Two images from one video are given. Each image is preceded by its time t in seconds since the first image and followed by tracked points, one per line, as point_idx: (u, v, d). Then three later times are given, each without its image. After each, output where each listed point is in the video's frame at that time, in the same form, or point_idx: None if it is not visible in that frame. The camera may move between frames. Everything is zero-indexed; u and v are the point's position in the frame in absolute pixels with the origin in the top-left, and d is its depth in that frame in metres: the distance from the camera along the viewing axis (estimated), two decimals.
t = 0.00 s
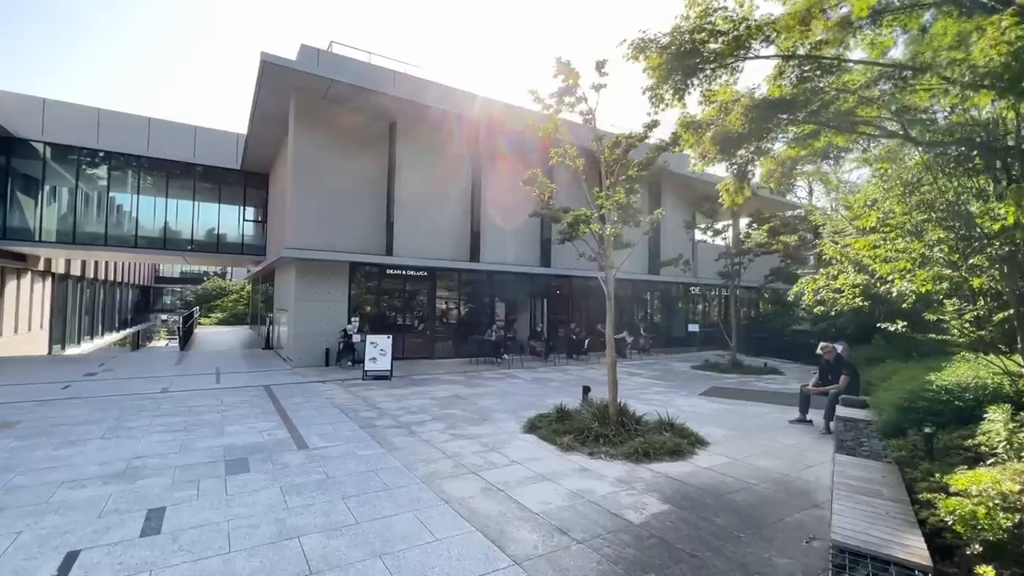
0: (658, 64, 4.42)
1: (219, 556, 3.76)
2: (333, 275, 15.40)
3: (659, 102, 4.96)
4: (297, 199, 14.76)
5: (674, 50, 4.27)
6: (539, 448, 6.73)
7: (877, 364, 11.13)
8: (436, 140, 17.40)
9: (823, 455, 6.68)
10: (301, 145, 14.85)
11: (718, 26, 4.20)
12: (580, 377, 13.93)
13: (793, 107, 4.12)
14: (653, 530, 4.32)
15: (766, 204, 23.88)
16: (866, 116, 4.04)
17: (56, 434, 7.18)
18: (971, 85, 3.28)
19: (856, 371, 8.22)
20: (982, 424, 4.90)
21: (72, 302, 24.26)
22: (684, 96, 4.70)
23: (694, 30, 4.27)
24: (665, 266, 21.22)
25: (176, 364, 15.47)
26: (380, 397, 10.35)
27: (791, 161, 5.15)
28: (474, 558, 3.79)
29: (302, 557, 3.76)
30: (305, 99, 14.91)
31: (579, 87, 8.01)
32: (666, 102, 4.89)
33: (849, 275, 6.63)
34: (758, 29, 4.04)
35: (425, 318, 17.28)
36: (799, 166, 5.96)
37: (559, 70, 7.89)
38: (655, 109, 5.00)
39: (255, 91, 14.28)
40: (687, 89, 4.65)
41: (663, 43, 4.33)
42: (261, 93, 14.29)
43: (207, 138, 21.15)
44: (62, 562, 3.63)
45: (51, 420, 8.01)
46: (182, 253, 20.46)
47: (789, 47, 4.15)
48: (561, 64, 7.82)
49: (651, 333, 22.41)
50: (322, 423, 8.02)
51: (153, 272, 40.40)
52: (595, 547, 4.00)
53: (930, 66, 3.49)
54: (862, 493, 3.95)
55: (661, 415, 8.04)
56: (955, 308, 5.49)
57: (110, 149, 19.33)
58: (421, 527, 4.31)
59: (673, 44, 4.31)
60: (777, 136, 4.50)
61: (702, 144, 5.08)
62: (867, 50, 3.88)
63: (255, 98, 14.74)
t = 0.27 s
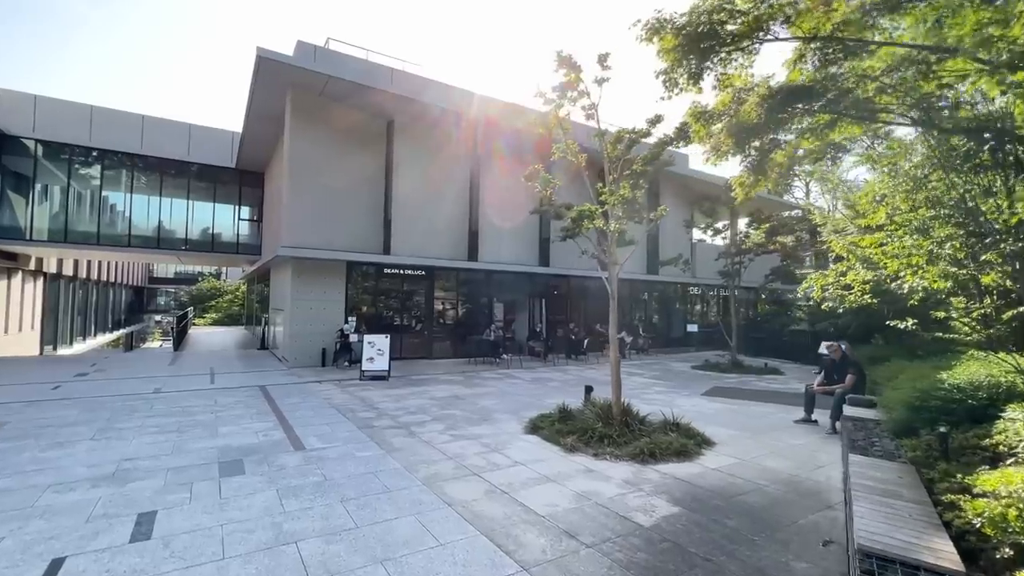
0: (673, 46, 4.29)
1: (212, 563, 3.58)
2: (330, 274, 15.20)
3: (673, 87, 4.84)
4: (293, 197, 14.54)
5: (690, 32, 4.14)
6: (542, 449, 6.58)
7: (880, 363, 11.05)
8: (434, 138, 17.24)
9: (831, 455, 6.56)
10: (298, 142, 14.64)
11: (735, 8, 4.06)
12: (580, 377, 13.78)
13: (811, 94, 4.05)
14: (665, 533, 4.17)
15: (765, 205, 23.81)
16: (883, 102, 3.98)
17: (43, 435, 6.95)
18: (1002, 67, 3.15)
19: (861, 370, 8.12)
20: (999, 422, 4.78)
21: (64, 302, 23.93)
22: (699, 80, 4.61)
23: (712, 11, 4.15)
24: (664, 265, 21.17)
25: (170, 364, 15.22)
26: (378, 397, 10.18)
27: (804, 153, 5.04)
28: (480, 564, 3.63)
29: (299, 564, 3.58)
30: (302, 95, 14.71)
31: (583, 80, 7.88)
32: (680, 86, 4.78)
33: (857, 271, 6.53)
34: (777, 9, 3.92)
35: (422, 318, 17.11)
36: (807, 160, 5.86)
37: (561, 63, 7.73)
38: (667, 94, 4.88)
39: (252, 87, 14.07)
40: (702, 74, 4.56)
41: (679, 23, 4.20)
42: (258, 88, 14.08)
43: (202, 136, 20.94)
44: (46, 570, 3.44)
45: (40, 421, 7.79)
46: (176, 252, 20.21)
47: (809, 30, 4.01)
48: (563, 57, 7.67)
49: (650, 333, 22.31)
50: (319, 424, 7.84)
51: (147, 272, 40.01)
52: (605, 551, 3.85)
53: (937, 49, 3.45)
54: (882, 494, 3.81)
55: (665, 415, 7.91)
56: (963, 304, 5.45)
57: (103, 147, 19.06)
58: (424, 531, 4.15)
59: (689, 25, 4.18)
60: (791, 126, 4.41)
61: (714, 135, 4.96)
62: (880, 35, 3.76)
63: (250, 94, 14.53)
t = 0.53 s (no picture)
0: (693, 31, 4.17)
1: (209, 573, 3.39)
2: (327, 274, 14.99)
3: (691, 74, 4.74)
4: (289, 196, 14.32)
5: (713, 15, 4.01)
6: (547, 451, 6.43)
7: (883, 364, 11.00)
8: (432, 137, 17.09)
9: (840, 457, 6.45)
10: (294, 140, 14.43)
11: None
12: (580, 379, 13.65)
13: (834, 85, 3.96)
14: (680, 538, 4.03)
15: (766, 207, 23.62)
16: (908, 95, 3.89)
17: (31, 439, 6.72)
18: None
19: (867, 370, 8.04)
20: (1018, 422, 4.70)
21: (54, 304, 23.52)
22: (718, 68, 4.50)
23: None
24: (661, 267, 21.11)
25: (162, 366, 14.94)
26: (377, 399, 10.00)
27: (819, 147, 4.93)
28: (491, 572, 3.48)
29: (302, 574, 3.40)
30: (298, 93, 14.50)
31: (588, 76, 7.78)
32: (699, 73, 4.68)
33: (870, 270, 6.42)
34: None
35: (420, 319, 16.92)
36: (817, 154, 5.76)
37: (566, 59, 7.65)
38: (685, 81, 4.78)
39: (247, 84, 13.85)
40: (723, 61, 4.45)
41: (702, 5, 4.05)
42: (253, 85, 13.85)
43: (196, 136, 20.68)
44: None
45: (28, 424, 7.56)
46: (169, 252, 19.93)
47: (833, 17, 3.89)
48: (568, 52, 7.57)
49: (649, 334, 22.23)
50: (317, 426, 7.66)
51: (139, 274, 39.52)
52: (620, 558, 3.70)
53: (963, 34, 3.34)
54: (906, 498, 3.69)
55: (671, 417, 7.78)
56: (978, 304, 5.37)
57: (95, 145, 18.75)
58: (430, 538, 3.98)
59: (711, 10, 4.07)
60: (812, 122, 4.29)
61: (730, 128, 4.85)
62: (908, 22, 3.60)
63: (246, 91, 14.30)
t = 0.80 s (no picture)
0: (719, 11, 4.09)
1: None
2: (323, 273, 14.74)
3: (716, 57, 4.66)
4: (285, 193, 14.06)
5: None
6: (554, 450, 6.27)
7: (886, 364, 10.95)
8: (430, 135, 16.90)
9: (852, 455, 6.34)
10: (290, 137, 14.19)
11: None
12: (581, 379, 13.50)
13: (861, 69, 3.86)
14: (701, 538, 3.88)
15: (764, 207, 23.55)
16: (932, 82, 3.82)
17: (18, 440, 6.47)
18: None
19: (875, 368, 7.95)
20: None
21: (42, 304, 23.05)
22: (745, 50, 4.41)
23: None
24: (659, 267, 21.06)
25: (154, 367, 14.62)
26: (376, 398, 9.79)
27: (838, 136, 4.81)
28: (508, 574, 3.30)
29: None
30: (294, 89, 14.27)
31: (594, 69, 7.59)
32: (724, 56, 4.61)
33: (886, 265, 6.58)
34: None
35: (418, 319, 16.71)
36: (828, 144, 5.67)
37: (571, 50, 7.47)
38: (708, 63, 4.68)
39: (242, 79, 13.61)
40: (750, 45, 4.38)
41: None
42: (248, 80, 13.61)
43: (189, 133, 20.37)
44: None
45: (14, 424, 7.28)
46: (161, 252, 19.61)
47: None
48: (573, 44, 7.38)
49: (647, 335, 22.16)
50: (316, 426, 7.44)
51: (130, 275, 38.91)
52: (641, 558, 3.55)
53: (992, 7, 3.23)
54: (936, 494, 3.57)
55: (678, 415, 7.64)
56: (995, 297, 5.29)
57: (85, 142, 18.39)
58: (441, 538, 3.80)
59: None
60: (835, 109, 4.19)
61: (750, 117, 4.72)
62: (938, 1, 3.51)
63: (240, 86, 14.04)
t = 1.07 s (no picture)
0: None
1: None
2: (318, 275, 14.49)
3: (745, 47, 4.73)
4: (280, 193, 13.81)
5: None
6: (561, 456, 6.09)
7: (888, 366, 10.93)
8: (428, 135, 16.73)
9: (865, 460, 6.23)
10: (285, 136, 13.95)
11: None
12: (581, 382, 13.33)
13: (889, 60, 3.77)
14: (723, 550, 3.72)
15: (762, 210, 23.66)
16: (957, 76, 3.70)
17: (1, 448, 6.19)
18: None
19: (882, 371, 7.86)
20: None
21: (28, 307, 22.52)
22: (774, 39, 4.47)
23: None
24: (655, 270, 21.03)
25: (143, 371, 14.27)
26: (374, 403, 9.57)
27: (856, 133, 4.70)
28: None
29: None
30: (290, 87, 14.04)
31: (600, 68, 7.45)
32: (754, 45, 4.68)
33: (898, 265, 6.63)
34: None
35: (414, 322, 16.48)
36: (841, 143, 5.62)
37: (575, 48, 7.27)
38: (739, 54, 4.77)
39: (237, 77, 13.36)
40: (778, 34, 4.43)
41: None
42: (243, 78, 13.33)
43: (180, 133, 20.04)
44: None
45: None
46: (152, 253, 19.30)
47: None
48: (578, 41, 7.22)
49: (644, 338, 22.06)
50: (314, 432, 7.21)
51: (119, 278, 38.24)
52: (664, 573, 3.38)
53: None
54: (968, 503, 3.43)
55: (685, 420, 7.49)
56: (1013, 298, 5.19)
57: (73, 142, 18.00)
58: (452, 552, 3.61)
59: None
60: (859, 104, 4.09)
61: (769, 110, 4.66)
62: None
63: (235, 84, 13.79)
